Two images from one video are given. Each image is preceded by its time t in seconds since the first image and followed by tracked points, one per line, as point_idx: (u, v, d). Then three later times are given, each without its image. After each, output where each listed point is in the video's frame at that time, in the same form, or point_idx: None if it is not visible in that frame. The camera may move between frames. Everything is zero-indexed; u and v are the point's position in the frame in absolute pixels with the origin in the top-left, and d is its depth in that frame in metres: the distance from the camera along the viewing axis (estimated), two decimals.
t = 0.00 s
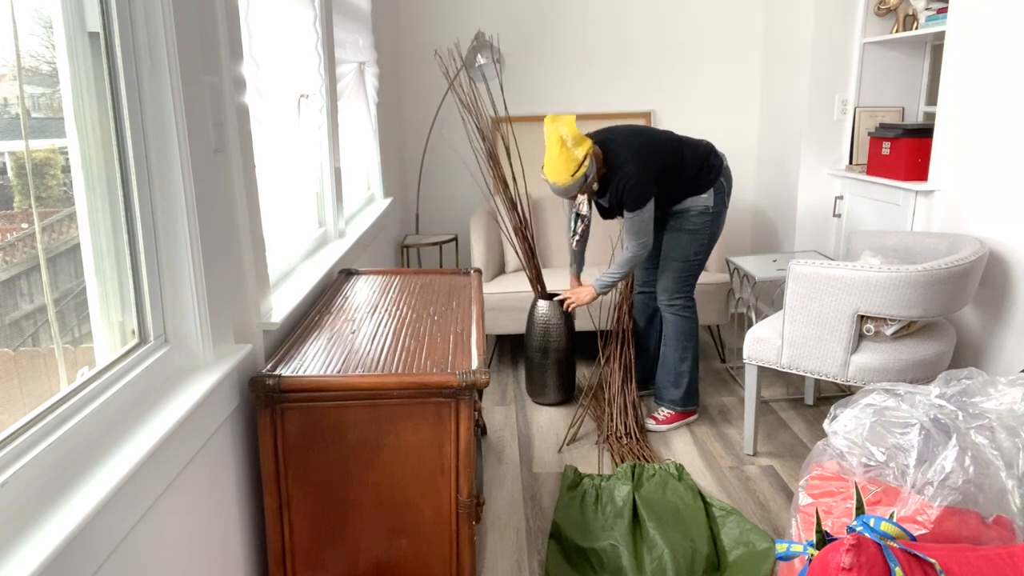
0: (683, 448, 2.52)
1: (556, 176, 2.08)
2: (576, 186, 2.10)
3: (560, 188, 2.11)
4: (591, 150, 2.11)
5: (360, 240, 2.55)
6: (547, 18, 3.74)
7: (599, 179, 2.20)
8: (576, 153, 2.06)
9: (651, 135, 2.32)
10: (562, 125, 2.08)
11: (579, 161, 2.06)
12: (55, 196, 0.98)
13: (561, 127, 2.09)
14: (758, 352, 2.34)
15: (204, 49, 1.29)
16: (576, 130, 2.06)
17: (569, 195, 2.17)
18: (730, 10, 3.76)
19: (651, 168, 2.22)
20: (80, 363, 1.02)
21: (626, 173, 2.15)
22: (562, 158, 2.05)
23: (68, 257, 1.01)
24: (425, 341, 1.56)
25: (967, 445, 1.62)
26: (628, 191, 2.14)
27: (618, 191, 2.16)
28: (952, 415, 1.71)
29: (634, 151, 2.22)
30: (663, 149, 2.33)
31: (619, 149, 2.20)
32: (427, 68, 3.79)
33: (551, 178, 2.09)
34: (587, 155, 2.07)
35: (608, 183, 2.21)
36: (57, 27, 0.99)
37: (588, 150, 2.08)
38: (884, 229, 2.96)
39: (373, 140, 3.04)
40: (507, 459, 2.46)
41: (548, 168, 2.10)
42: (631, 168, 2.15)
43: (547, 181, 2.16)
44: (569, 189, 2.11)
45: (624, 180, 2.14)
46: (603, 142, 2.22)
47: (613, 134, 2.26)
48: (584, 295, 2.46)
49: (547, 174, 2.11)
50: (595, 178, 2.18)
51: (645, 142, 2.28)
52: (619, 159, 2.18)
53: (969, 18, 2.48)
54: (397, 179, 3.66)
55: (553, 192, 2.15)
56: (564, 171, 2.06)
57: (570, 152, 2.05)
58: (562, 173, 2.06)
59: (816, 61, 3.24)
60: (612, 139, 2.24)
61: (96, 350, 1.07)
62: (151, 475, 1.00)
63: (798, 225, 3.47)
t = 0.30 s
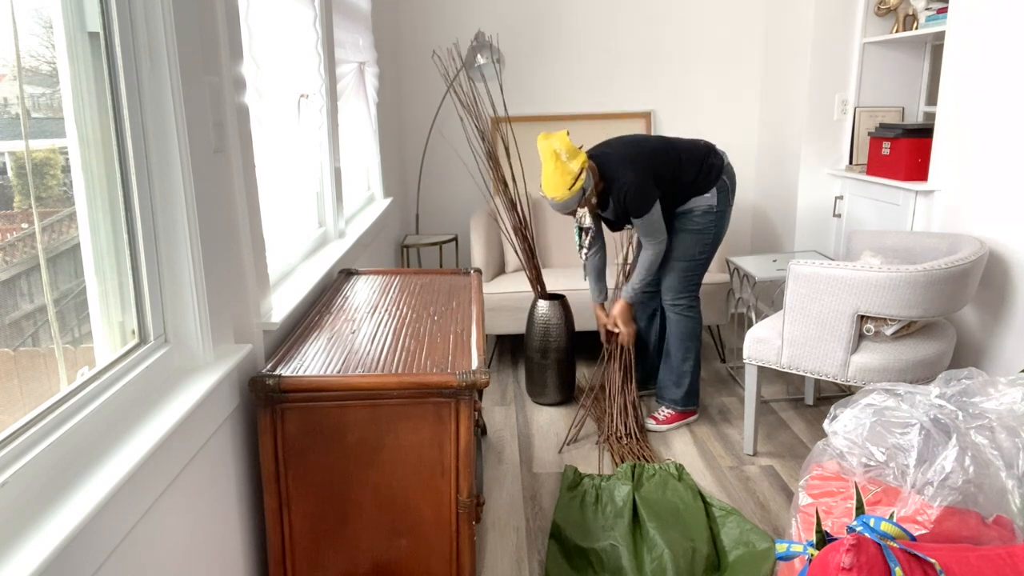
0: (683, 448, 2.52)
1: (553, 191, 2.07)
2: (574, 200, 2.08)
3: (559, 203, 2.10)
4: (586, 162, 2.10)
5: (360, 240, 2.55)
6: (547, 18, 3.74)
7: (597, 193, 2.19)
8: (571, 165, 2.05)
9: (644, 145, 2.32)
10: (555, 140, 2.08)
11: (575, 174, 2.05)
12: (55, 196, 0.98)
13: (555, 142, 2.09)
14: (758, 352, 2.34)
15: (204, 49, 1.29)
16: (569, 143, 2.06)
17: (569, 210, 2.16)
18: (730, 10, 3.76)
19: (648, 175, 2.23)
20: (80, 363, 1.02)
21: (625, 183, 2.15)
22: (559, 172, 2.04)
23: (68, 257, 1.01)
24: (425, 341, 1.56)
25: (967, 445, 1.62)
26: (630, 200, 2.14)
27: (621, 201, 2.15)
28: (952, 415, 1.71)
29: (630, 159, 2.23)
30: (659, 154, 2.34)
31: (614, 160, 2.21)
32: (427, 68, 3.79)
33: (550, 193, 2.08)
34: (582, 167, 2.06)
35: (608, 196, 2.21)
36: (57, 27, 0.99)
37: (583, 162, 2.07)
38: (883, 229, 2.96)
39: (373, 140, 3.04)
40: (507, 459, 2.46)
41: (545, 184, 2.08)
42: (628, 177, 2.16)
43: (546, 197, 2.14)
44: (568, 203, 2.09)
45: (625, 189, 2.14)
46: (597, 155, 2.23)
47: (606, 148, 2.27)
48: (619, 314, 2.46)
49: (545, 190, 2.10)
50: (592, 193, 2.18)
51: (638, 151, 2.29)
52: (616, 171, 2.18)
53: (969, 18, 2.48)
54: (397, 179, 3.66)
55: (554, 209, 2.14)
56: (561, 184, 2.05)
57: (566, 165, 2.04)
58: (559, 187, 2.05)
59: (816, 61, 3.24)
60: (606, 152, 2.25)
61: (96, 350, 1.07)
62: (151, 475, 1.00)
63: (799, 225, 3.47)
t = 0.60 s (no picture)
0: (683, 447, 2.52)
1: (561, 208, 2.08)
2: (581, 216, 2.10)
3: (567, 220, 2.11)
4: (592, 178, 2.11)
5: (360, 240, 2.55)
6: (546, 18, 3.74)
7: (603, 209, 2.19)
8: (578, 182, 2.06)
9: (649, 156, 2.32)
10: (561, 158, 2.09)
11: (583, 191, 2.06)
12: (55, 196, 0.98)
13: (561, 160, 2.10)
14: (758, 352, 2.34)
15: (204, 49, 1.29)
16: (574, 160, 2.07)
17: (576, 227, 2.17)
18: (730, 10, 3.76)
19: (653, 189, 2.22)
20: (80, 363, 1.02)
21: (630, 204, 2.14)
22: (566, 189, 2.05)
23: (68, 257, 1.01)
24: (425, 341, 1.56)
25: (967, 445, 1.61)
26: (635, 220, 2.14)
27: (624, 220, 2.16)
28: (952, 415, 1.71)
29: (635, 175, 2.22)
30: (663, 164, 2.34)
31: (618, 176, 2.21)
32: (427, 68, 3.79)
33: (557, 211, 2.09)
34: (589, 183, 2.07)
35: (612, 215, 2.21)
36: (57, 27, 0.99)
37: (589, 178, 2.08)
38: (883, 229, 2.96)
39: (373, 140, 3.04)
40: (507, 459, 2.46)
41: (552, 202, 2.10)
42: (634, 197, 2.16)
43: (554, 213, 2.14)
44: (576, 219, 2.10)
45: (630, 209, 2.14)
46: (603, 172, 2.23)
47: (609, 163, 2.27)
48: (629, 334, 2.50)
49: (552, 207, 2.11)
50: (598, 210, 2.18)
51: (643, 163, 2.29)
52: (621, 189, 2.18)
53: (969, 19, 2.48)
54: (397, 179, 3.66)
55: (561, 225, 2.15)
56: (569, 202, 2.06)
57: (573, 182, 2.05)
58: (566, 204, 2.06)
59: (816, 61, 3.24)
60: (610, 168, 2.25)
61: (96, 350, 1.07)
62: (151, 475, 1.00)
63: (799, 225, 3.48)
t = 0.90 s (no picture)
0: (683, 447, 2.52)
1: (569, 201, 2.06)
2: (589, 210, 2.08)
3: (574, 214, 2.09)
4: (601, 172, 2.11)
5: (360, 240, 2.55)
6: (546, 18, 3.74)
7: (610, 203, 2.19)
8: (589, 175, 2.05)
9: (656, 153, 2.31)
10: (572, 150, 2.08)
11: (593, 183, 2.05)
12: (55, 196, 0.98)
13: (571, 152, 2.09)
14: (758, 352, 2.34)
15: (204, 49, 1.29)
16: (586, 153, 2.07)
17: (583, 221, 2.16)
18: (730, 10, 3.76)
19: (660, 187, 2.22)
20: (80, 363, 1.02)
21: (634, 200, 2.15)
22: (577, 181, 2.03)
23: (68, 257, 1.01)
24: (425, 341, 1.56)
25: (967, 445, 1.62)
26: (642, 217, 2.15)
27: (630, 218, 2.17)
28: (952, 415, 1.71)
29: (643, 172, 2.22)
30: (672, 162, 2.33)
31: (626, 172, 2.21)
32: (427, 68, 3.79)
33: (566, 203, 2.06)
34: (598, 176, 2.06)
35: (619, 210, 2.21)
36: (57, 27, 0.99)
37: (600, 172, 2.07)
38: (884, 228, 2.96)
39: (373, 140, 3.04)
40: (507, 459, 2.46)
41: (561, 194, 2.07)
42: (640, 193, 2.16)
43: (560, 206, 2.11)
44: (584, 212, 2.08)
45: (636, 205, 2.15)
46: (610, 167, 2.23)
47: (617, 158, 2.26)
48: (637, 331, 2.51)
49: (560, 200, 2.08)
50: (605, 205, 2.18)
51: (652, 159, 2.28)
52: (628, 186, 2.18)
53: (970, 19, 2.48)
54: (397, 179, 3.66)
55: (568, 219, 2.13)
56: (580, 194, 2.04)
57: (583, 174, 2.04)
58: (576, 196, 2.04)
59: (816, 61, 3.24)
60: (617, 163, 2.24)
61: (96, 350, 1.07)
62: (150, 475, 1.00)
63: (799, 225, 3.48)
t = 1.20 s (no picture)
0: (683, 447, 2.52)
1: (579, 187, 2.05)
2: (598, 198, 2.07)
3: (583, 202, 2.07)
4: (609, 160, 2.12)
5: (360, 240, 2.55)
6: (546, 18, 3.74)
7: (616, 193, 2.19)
8: (599, 162, 2.07)
9: (662, 148, 2.31)
10: (584, 136, 2.09)
11: (603, 170, 2.06)
12: (55, 196, 0.98)
13: (583, 138, 2.10)
14: (758, 352, 2.34)
15: (204, 49, 1.29)
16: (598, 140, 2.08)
17: (589, 211, 2.14)
18: (730, 10, 3.76)
19: (667, 180, 2.23)
20: (80, 363, 1.02)
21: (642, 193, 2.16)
22: (588, 166, 2.04)
23: (68, 257, 1.01)
24: (426, 341, 1.56)
25: (967, 445, 1.62)
26: (648, 211, 2.16)
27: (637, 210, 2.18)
28: (952, 415, 1.71)
29: (651, 166, 2.22)
30: (680, 156, 2.33)
31: (634, 166, 2.21)
32: (426, 67, 3.79)
33: (575, 188, 2.05)
34: (608, 165, 2.07)
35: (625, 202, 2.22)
36: (57, 27, 0.99)
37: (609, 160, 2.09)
38: (883, 228, 2.96)
39: (373, 140, 3.04)
40: (507, 459, 2.46)
41: (570, 181, 2.06)
42: (648, 187, 2.17)
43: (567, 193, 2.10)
44: (592, 200, 2.07)
45: (643, 199, 2.16)
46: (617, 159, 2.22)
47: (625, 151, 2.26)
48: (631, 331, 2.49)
49: (569, 186, 2.07)
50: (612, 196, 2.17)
51: (660, 154, 2.28)
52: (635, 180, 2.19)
53: (969, 19, 2.48)
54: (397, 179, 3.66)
55: (575, 207, 2.11)
56: (590, 180, 2.04)
57: (594, 160, 2.05)
58: (587, 182, 2.04)
59: (816, 61, 3.24)
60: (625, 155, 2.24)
61: (96, 350, 1.07)
62: (151, 475, 1.00)
63: (799, 225, 3.48)
